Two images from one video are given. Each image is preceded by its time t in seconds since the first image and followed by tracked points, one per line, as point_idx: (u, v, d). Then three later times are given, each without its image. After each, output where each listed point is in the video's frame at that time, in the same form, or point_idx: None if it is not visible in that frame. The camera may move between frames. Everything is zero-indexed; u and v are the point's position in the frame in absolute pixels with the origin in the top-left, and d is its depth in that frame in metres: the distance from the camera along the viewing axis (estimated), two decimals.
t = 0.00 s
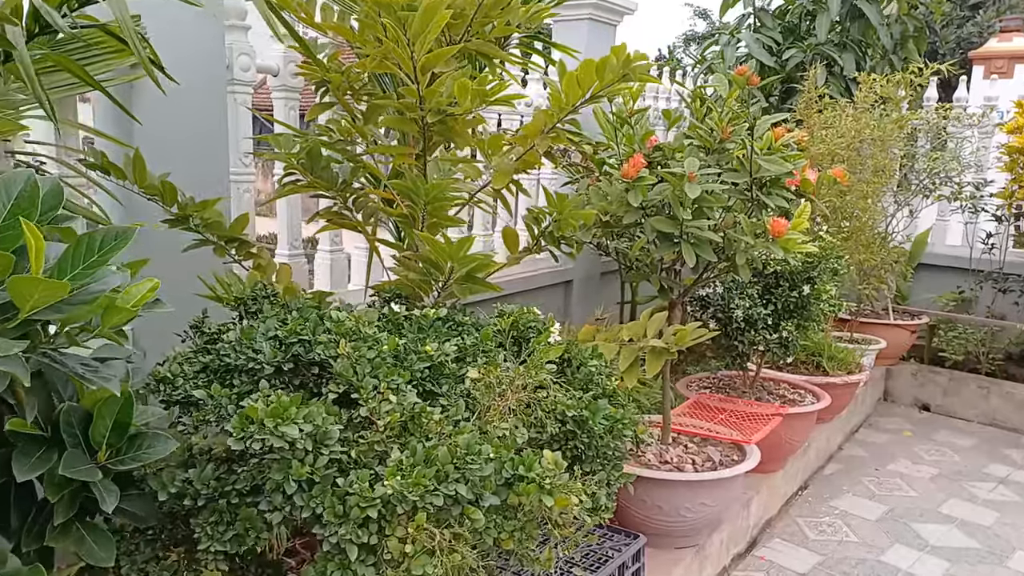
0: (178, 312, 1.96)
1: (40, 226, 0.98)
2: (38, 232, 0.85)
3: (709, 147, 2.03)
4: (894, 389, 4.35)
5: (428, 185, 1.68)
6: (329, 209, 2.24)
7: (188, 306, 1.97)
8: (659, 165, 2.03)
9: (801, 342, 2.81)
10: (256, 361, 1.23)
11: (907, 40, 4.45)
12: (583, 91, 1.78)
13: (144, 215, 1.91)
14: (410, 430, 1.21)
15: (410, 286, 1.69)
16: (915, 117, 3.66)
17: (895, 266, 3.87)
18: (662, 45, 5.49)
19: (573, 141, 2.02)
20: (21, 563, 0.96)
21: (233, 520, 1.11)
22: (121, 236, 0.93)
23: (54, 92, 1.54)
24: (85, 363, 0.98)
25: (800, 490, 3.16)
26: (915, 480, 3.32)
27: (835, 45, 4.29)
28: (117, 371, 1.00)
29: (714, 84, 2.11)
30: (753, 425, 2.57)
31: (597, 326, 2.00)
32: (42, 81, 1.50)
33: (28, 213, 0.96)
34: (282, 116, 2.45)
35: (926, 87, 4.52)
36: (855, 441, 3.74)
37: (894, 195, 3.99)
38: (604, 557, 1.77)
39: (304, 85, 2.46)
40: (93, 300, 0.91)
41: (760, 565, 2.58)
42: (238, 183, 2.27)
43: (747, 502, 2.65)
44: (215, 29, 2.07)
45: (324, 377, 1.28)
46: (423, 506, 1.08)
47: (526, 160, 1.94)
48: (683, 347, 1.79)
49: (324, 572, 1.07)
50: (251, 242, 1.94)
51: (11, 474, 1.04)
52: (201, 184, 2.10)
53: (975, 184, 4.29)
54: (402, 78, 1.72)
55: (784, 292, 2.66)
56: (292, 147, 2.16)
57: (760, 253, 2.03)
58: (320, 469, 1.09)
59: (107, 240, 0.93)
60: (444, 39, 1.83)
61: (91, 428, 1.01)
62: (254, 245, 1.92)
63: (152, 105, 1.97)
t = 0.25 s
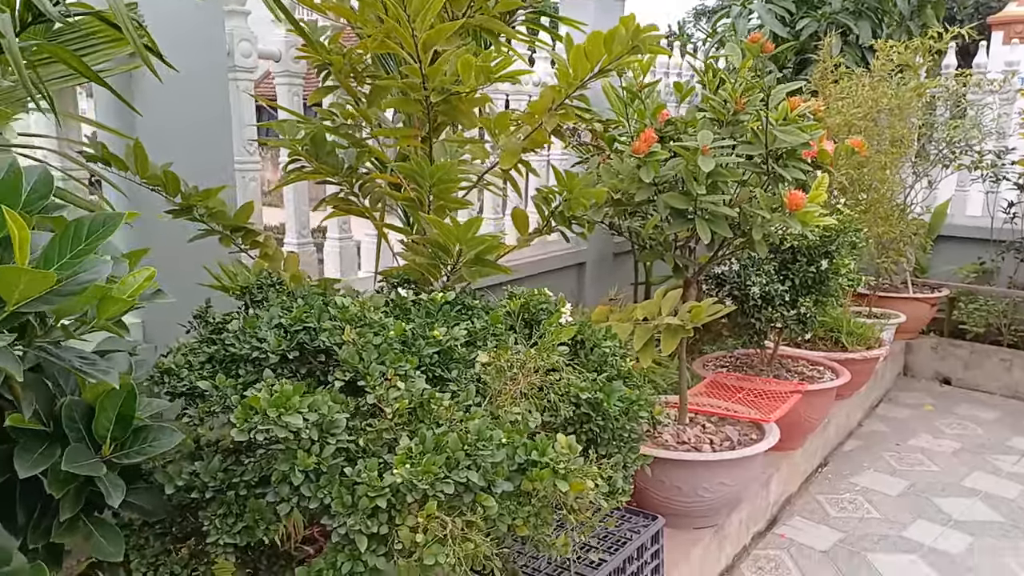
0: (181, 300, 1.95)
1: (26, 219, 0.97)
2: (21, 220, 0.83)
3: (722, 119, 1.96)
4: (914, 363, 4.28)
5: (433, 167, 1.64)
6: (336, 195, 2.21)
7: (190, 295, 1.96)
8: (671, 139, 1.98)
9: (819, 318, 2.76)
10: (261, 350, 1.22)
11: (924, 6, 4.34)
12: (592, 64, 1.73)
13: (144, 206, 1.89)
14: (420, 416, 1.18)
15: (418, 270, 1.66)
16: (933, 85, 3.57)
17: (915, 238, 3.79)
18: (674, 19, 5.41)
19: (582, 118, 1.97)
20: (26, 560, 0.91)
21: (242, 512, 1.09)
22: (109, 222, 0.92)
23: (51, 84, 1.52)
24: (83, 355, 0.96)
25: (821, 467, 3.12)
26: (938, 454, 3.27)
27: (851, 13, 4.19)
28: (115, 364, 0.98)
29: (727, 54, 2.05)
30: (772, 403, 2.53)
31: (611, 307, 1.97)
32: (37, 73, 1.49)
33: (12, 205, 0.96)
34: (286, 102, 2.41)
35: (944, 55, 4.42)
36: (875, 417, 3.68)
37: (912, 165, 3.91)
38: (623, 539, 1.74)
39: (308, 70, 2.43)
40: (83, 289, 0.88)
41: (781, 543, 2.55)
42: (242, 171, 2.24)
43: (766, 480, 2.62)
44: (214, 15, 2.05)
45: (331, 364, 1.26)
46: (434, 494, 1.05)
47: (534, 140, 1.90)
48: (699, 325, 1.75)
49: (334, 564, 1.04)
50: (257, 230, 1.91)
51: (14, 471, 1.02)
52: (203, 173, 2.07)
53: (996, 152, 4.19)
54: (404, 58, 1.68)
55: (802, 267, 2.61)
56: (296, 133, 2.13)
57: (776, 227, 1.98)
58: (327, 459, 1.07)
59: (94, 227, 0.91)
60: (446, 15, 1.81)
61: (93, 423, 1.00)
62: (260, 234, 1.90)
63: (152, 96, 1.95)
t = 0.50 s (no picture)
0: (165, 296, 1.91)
1: None
2: None
3: (727, 112, 1.93)
4: (916, 362, 4.24)
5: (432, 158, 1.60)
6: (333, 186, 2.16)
7: (177, 289, 1.91)
8: (674, 133, 1.94)
9: (822, 316, 2.72)
10: (247, 348, 1.18)
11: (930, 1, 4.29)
12: (595, 55, 1.69)
13: (135, 195, 1.85)
14: (411, 419, 1.15)
15: (416, 265, 1.62)
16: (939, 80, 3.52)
17: (918, 235, 3.75)
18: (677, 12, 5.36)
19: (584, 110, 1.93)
20: None
21: (225, 518, 1.06)
22: (78, 213, 0.88)
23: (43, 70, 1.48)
24: (57, 354, 0.92)
25: (822, 466, 3.08)
26: (940, 455, 3.23)
27: (856, 7, 4.14)
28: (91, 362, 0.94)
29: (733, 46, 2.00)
30: (774, 402, 2.49)
31: (613, 304, 1.93)
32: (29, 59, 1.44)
33: None
34: (284, 91, 2.36)
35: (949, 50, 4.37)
36: (877, 416, 3.65)
37: (916, 161, 3.86)
38: (622, 542, 1.70)
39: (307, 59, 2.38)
40: (51, 286, 0.84)
41: (781, 544, 2.52)
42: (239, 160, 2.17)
43: (768, 480, 2.58)
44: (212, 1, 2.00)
45: (321, 363, 1.22)
46: (423, 503, 1.02)
47: (535, 132, 1.85)
48: (702, 323, 1.71)
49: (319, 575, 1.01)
50: (252, 221, 1.87)
51: None
52: (196, 163, 2.01)
53: (1001, 149, 4.14)
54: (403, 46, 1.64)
55: (805, 264, 2.58)
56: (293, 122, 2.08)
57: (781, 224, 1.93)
58: (312, 465, 1.03)
59: (63, 217, 0.88)
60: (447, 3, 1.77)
61: (70, 423, 0.96)
62: (255, 226, 1.86)
63: (145, 81, 1.91)
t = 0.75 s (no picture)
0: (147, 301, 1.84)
1: None
2: None
3: (735, 115, 1.86)
4: (923, 370, 4.16)
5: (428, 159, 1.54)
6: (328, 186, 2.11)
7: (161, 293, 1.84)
8: (680, 135, 1.88)
9: (830, 325, 2.66)
10: (224, 360, 1.16)
11: (940, 4, 4.22)
12: (599, 54, 1.63)
13: (126, 194, 1.78)
14: (396, 440, 1.14)
15: (410, 271, 1.57)
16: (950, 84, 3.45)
17: (927, 242, 3.68)
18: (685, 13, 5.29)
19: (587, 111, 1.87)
20: None
21: (196, 541, 1.04)
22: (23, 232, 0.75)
23: (30, 64, 1.42)
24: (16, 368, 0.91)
25: (827, 478, 3.02)
26: (948, 467, 3.16)
27: (866, 10, 4.07)
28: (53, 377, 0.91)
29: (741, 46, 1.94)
30: (780, 413, 2.44)
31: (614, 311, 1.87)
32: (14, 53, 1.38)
33: None
34: (282, 88, 2.30)
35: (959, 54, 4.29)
36: (883, 425, 3.58)
37: (925, 166, 3.79)
38: (621, 560, 1.65)
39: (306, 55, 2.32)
40: None
41: (786, 559, 2.46)
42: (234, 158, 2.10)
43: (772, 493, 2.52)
44: None
45: (303, 378, 1.18)
46: (406, 535, 1.02)
47: (537, 132, 1.79)
48: (707, 334, 1.65)
49: None
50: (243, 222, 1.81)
51: None
52: (189, 163, 1.96)
53: (1011, 155, 4.07)
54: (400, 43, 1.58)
55: (813, 271, 2.52)
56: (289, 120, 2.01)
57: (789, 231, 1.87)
58: (286, 492, 1.04)
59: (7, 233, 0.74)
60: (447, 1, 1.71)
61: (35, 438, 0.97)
62: (247, 225, 1.80)
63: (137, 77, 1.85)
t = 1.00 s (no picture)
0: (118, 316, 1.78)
1: None
2: None
3: (730, 123, 1.83)
4: (918, 375, 4.12)
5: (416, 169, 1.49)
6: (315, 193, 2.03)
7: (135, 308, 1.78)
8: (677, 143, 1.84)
9: (826, 333, 2.62)
10: (190, 387, 1.14)
11: (932, 11, 4.21)
12: (592, 60, 1.59)
13: (104, 203, 1.73)
14: (371, 473, 1.10)
15: (399, 284, 1.52)
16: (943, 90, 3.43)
17: (921, 248, 3.65)
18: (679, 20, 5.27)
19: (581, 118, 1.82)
20: None
21: None
22: None
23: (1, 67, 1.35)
24: None
25: (825, 486, 2.97)
26: (945, 474, 3.13)
27: (859, 16, 4.05)
28: None
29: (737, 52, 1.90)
30: (778, 423, 2.39)
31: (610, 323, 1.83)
32: None
33: None
34: (270, 94, 2.25)
35: (950, 61, 4.27)
36: (879, 432, 3.54)
37: (918, 172, 3.76)
38: None
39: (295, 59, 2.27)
40: None
41: (785, 571, 2.41)
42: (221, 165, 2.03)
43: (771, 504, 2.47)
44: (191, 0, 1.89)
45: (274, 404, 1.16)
46: None
47: (530, 139, 1.74)
48: (704, 346, 1.60)
49: None
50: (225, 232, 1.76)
51: None
52: (169, 171, 1.90)
53: (1003, 161, 4.04)
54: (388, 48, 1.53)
55: (810, 279, 2.47)
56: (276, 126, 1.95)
57: (787, 239, 1.83)
58: (247, 537, 1.00)
59: None
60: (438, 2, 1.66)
61: None
62: (228, 235, 1.76)
63: (113, 82, 1.79)
